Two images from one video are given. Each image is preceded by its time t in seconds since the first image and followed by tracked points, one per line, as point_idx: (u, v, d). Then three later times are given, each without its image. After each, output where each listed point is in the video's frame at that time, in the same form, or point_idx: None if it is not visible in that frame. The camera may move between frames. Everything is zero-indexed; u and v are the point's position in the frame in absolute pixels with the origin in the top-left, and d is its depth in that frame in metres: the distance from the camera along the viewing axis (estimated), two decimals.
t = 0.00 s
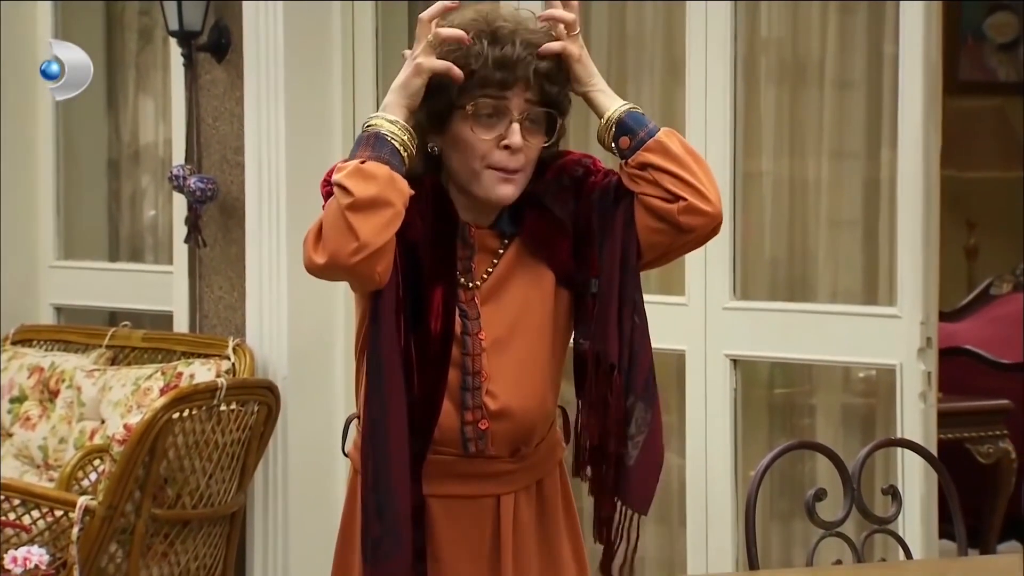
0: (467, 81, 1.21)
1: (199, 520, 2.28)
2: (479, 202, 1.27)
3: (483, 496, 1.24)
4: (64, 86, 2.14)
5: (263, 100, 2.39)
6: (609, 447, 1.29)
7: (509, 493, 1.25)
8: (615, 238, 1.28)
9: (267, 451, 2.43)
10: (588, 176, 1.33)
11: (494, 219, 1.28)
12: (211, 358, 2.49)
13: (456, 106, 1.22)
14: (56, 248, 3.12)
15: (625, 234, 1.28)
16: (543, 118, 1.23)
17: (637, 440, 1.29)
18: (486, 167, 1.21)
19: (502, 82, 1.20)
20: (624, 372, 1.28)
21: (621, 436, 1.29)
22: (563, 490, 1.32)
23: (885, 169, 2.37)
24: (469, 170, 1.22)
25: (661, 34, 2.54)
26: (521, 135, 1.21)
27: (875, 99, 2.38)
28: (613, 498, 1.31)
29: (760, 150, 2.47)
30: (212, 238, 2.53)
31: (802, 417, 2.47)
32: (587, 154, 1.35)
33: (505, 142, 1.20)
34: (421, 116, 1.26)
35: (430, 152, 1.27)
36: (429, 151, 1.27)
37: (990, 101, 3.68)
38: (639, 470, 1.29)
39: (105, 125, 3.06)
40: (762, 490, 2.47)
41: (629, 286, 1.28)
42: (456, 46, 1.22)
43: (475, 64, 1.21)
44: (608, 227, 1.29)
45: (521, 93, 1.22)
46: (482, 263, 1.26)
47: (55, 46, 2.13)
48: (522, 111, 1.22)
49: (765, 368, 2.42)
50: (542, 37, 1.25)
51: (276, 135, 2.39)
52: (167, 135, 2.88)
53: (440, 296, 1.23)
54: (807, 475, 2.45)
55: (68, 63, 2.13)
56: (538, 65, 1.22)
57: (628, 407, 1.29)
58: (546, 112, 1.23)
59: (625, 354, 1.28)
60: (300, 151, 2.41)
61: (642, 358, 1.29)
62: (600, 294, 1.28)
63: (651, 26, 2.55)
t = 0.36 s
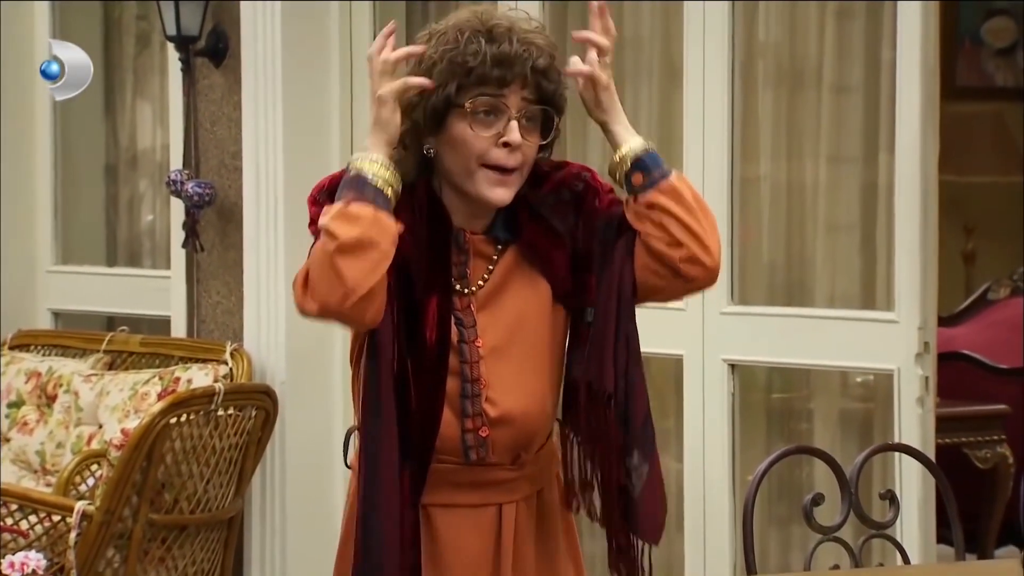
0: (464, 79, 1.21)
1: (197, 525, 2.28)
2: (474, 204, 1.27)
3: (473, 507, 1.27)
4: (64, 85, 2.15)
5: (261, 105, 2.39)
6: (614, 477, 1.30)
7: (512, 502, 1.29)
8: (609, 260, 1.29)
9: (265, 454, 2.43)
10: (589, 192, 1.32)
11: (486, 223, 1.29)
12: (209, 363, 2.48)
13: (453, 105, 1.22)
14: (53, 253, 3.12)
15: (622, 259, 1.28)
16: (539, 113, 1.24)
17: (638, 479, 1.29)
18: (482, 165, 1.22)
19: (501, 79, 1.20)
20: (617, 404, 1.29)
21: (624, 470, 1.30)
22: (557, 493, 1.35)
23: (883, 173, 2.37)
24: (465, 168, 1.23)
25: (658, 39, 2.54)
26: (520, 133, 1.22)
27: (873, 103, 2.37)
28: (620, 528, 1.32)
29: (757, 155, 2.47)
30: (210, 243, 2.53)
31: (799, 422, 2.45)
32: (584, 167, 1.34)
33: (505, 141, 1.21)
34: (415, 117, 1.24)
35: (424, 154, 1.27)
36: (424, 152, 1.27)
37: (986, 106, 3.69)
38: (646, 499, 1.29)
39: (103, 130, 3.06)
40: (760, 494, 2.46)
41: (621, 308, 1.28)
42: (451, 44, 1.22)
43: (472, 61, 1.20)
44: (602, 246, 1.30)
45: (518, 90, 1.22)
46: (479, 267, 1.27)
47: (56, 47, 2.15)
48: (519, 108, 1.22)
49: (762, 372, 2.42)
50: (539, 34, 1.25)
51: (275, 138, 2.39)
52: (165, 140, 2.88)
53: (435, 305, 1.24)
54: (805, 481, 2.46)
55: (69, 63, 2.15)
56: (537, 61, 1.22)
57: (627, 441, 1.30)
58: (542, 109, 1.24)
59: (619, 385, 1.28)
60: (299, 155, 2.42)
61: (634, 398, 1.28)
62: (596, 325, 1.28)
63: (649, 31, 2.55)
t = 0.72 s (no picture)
0: (487, 89, 1.24)
1: (194, 527, 2.27)
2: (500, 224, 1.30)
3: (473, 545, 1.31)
4: (64, 85, 2.15)
5: (261, 105, 2.38)
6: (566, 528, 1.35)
7: (504, 547, 1.32)
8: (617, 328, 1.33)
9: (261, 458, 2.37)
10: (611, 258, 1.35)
11: (502, 265, 1.31)
12: (207, 366, 2.49)
13: (477, 116, 1.24)
14: (52, 255, 3.12)
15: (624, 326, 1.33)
16: (559, 123, 1.27)
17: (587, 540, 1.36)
18: (513, 174, 1.23)
19: (523, 86, 1.24)
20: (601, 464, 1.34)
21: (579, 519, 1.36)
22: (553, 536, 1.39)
23: (881, 176, 2.37)
24: (494, 180, 1.23)
25: (657, 41, 2.54)
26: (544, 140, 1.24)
27: (870, 106, 2.37)
28: None
29: (755, 157, 2.47)
30: (208, 245, 2.54)
31: (797, 424, 2.46)
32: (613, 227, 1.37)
33: (530, 147, 1.23)
34: (438, 133, 1.27)
35: (447, 173, 1.29)
36: (448, 174, 1.29)
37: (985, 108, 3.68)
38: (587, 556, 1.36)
39: (101, 132, 3.06)
40: (758, 496, 2.47)
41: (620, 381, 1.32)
42: (472, 59, 1.26)
43: (495, 69, 1.24)
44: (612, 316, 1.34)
45: (538, 101, 1.26)
46: (491, 312, 1.30)
47: (56, 47, 2.14)
48: (541, 115, 1.25)
49: (761, 374, 2.42)
50: (555, 50, 1.29)
51: (273, 142, 2.39)
52: (162, 141, 2.88)
53: (443, 355, 1.28)
54: (803, 483, 2.46)
55: (69, 64, 2.14)
56: (556, 71, 1.27)
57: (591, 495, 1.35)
58: (562, 120, 1.27)
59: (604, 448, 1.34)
60: (297, 157, 2.43)
61: (620, 470, 1.35)
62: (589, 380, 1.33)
63: (647, 34, 2.55)
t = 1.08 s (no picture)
0: (535, 82, 1.23)
1: (191, 526, 2.28)
2: (511, 213, 1.28)
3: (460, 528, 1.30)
4: (64, 85, 2.15)
5: (255, 106, 2.39)
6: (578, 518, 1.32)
7: (475, 532, 1.31)
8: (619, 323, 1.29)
9: (257, 454, 2.40)
10: (623, 252, 1.30)
11: (506, 249, 1.31)
12: (204, 364, 2.49)
13: (518, 104, 1.24)
14: (49, 253, 3.12)
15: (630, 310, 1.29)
16: (597, 139, 1.26)
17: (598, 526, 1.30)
18: (532, 173, 1.22)
19: (572, 93, 1.23)
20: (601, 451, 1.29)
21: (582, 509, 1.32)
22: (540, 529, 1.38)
23: (878, 175, 2.37)
24: (512, 173, 1.23)
25: (654, 39, 2.53)
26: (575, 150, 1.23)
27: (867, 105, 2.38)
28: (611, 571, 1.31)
29: (752, 156, 2.47)
30: (205, 243, 2.55)
31: (794, 422, 2.46)
32: (629, 225, 1.32)
33: (557, 153, 1.22)
34: (476, 110, 1.26)
35: (476, 151, 1.29)
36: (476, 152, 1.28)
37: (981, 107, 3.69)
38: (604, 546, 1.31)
39: (97, 130, 3.06)
40: (755, 495, 2.46)
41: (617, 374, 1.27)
42: (531, 51, 1.25)
43: (550, 67, 1.23)
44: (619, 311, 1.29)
45: (583, 110, 1.25)
46: (489, 292, 1.29)
47: (56, 47, 2.14)
48: (582, 124, 1.25)
49: (757, 372, 2.42)
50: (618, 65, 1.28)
51: (269, 143, 2.40)
52: (159, 139, 2.89)
53: (434, 327, 1.27)
54: (799, 481, 2.46)
55: (69, 64, 2.14)
56: (609, 88, 1.25)
57: (594, 484, 1.31)
58: (600, 135, 1.26)
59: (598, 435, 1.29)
60: (292, 155, 2.42)
61: (628, 453, 1.27)
62: (588, 359, 1.28)
63: (644, 32, 2.54)
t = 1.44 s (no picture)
0: (531, 89, 1.19)
1: (188, 525, 2.29)
2: (513, 220, 1.24)
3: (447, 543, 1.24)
4: (65, 86, 2.15)
5: (254, 105, 2.41)
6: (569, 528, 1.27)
7: (479, 532, 1.28)
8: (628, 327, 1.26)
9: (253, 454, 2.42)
10: (629, 252, 1.26)
11: (509, 248, 1.26)
12: (201, 363, 2.49)
13: (514, 112, 1.19)
14: (46, 252, 3.13)
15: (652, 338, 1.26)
16: (595, 143, 1.21)
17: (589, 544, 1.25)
18: (529, 180, 1.18)
19: (567, 99, 1.19)
20: (612, 461, 1.24)
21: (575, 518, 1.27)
22: (544, 530, 1.36)
23: (875, 173, 2.35)
24: (509, 180, 1.19)
25: (651, 38, 2.53)
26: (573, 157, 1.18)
27: (864, 103, 2.36)
28: None
29: (750, 156, 2.46)
30: (202, 242, 2.56)
31: (792, 421, 2.44)
32: (634, 224, 1.29)
33: (554, 159, 1.17)
34: (472, 117, 1.21)
35: (472, 157, 1.24)
36: (473, 158, 1.23)
37: (978, 106, 3.69)
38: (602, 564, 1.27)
39: (94, 129, 3.06)
40: (752, 494, 2.46)
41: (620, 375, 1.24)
42: (526, 55, 1.20)
43: (545, 74, 1.18)
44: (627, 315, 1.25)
45: (580, 116, 1.20)
46: (494, 293, 1.25)
47: (56, 47, 2.15)
48: (581, 129, 1.20)
49: (755, 371, 2.42)
50: (615, 65, 1.23)
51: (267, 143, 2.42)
52: (157, 139, 2.90)
53: (439, 329, 1.23)
54: (797, 480, 2.45)
55: (69, 64, 2.15)
56: (606, 92, 1.20)
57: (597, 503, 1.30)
58: (598, 139, 1.21)
59: (603, 445, 1.23)
60: (291, 154, 2.44)
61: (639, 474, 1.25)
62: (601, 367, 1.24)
63: (641, 32, 2.54)
